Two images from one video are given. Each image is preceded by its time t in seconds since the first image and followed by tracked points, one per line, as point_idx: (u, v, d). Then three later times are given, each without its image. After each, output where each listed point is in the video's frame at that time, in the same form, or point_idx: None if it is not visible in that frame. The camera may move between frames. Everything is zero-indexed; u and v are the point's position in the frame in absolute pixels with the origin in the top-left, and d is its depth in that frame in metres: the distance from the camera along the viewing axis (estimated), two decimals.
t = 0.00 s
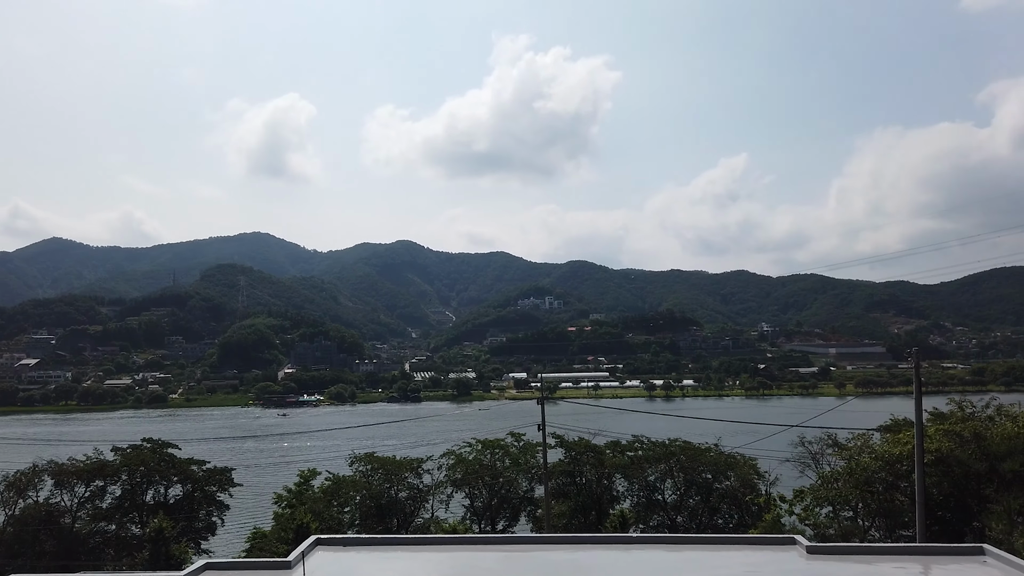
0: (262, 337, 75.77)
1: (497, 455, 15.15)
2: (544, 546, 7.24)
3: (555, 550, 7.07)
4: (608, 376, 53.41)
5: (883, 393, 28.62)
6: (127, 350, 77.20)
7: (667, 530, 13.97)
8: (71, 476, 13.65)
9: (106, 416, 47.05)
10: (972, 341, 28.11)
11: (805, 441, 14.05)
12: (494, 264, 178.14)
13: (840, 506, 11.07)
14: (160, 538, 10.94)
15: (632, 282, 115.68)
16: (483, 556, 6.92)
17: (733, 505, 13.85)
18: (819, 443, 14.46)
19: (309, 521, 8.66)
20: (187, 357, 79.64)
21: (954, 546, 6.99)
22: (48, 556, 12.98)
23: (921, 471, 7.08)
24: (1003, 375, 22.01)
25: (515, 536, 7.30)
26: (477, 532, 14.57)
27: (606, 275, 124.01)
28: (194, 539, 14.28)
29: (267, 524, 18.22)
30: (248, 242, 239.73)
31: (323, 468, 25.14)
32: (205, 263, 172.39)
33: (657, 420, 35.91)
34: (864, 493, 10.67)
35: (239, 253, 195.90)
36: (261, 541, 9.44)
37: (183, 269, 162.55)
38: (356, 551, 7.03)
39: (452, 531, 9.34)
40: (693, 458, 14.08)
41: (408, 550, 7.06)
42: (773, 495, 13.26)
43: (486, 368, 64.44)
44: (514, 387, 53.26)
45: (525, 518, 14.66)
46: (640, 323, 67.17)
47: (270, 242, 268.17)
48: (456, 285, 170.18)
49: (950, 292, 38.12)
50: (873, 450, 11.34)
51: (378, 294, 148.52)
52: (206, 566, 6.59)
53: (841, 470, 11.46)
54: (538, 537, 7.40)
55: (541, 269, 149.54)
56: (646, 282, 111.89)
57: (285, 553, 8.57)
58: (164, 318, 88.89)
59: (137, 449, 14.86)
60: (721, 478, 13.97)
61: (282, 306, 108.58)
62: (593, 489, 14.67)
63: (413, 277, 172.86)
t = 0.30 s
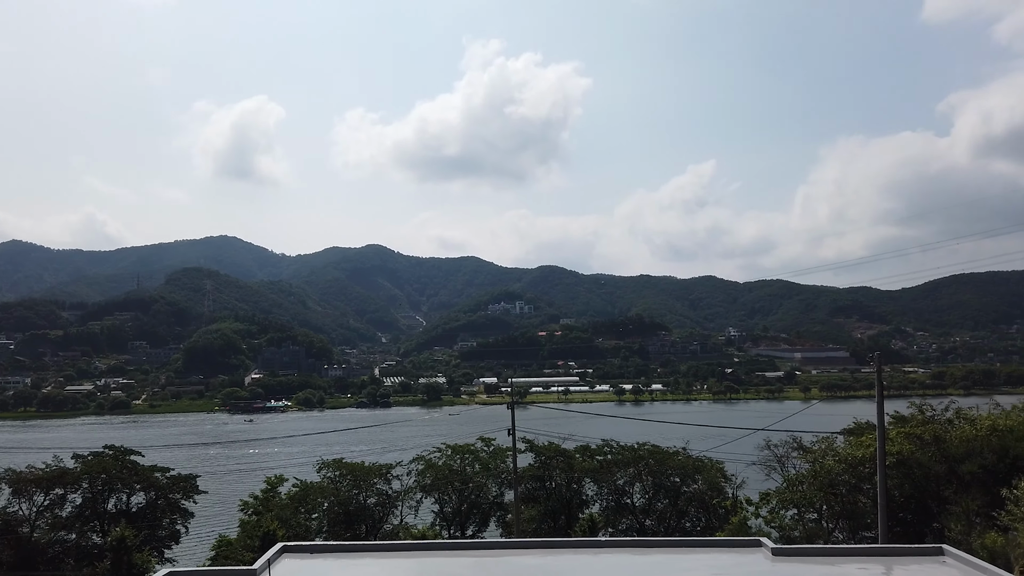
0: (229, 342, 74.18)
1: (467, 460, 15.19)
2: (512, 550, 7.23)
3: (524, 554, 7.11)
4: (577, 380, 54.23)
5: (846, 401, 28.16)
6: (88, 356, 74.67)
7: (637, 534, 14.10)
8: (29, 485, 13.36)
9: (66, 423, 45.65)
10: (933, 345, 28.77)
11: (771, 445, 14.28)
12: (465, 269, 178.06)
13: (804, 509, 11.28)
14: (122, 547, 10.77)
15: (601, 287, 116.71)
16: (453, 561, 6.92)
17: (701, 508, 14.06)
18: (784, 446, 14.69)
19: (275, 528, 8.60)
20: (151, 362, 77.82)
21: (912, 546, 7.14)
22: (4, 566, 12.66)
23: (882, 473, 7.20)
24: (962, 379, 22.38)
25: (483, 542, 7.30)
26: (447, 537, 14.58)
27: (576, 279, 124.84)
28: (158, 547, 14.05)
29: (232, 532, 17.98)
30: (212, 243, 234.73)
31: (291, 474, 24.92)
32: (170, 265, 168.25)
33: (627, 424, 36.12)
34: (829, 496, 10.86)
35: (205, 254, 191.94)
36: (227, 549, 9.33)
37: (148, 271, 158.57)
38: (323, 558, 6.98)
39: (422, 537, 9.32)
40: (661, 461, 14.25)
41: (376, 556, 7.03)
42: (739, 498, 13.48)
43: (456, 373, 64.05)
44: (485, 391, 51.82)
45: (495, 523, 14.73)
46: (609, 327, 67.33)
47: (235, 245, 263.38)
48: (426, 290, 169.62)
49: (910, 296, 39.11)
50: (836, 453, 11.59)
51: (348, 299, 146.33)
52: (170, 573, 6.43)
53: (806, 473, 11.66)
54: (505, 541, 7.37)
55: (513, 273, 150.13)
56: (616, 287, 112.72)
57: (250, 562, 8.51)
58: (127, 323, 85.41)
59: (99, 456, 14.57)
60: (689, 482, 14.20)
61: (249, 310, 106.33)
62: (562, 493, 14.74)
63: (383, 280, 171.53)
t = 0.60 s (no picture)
0: (194, 347, 72.66)
1: (436, 465, 15.23)
2: (476, 556, 7.24)
3: (491, 559, 7.12)
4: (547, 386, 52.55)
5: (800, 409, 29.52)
6: (48, 361, 72.66)
7: (606, 537, 14.20)
8: None
9: (25, 430, 44.44)
10: (894, 349, 29.58)
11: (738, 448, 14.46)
12: (436, 274, 177.55)
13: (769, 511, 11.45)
14: (83, 556, 10.60)
15: (572, 292, 117.40)
16: (420, 568, 6.89)
17: (669, 512, 14.21)
18: (751, 449, 14.88)
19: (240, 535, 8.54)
20: (113, 367, 75.94)
21: (876, 547, 7.25)
22: None
23: (845, 475, 7.30)
24: (922, 383, 22.94)
25: (451, 547, 7.29)
26: (416, 543, 14.56)
27: (546, 284, 125.26)
28: (120, 556, 13.88)
29: (197, 540, 17.77)
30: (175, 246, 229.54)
31: (258, 481, 24.66)
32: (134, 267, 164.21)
33: (598, 429, 36.33)
34: (793, 498, 11.04)
35: (171, 256, 187.77)
36: (193, 557, 9.22)
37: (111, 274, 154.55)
38: (288, 566, 6.90)
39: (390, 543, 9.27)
40: (630, 465, 14.42)
41: (341, 564, 6.94)
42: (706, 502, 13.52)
43: (426, 378, 63.65)
44: (455, 396, 53.12)
45: (465, 528, 14.76)
46: (579, 332, 67.61)
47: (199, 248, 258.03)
48: (396, 294, 168.56)
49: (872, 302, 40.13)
50: (800, 455, 11.78)
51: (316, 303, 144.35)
52: None
53: (771, 476, 11.83)
54: (473, 547, 7.37)
55: (484, 277, 150.23)
56: (586, 294, 113.35)
57: (214, 570, 8.45)
58: (88, 327, 82.77)
59: (60, 463, 14.29)
60: (657, 485, 14.33)
61: (215, 315, 104.36)
62: (531, 498, 14.78)
63: (352, 285, 169.73)
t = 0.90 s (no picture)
0: (159, 351, 70.97)
1: (406, 471, 15.21)
2: (443, 562, 7.21)
3: (459, 565, 7.09)
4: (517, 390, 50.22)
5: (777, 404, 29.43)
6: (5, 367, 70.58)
7: (575, 541, 14.35)
8: None
9: None
10: (858, 354, 31.49)
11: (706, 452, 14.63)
12: (406, 277, 176.47)
13: (736, 514, 11.65)
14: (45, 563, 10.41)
15: (542, 296, 117.78)
16: (388, 574, 6.84)
17: (638, 515, 14.39)
18: (718, 452, 15.09)
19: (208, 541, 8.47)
20: (75, 371, 73.93)
21: (841, 548, 7.39)
22: None
23: (811, 478, 7.40)
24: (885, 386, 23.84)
25: (419, 553, 7.27)
26: (385, 549, 14.52)
27: (518, 289, 125.30)
28: (80, 565, 13.68)
29: (161, 548, 17.55)
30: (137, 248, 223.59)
31: (225, 488, 24.36)
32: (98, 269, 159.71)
33: (569, 434, 36.54)
34: (760, 500, 11.23)
35: (135, 258, 183.12)
36: (158, 566, 9.11)
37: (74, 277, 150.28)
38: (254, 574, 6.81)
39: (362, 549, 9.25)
40: (599, 469, 14.58)
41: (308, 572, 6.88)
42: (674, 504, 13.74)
43: (395, 382, 63.13)
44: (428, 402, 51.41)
45: (435, 534, 14.77)
46: (550, 336, 67.68)
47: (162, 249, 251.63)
48: (366, 298, 166.93)
49: (836, 308, 41.29)
50: (767, 458, 11.97)
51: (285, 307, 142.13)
52: None
53: (738, 479, 11.99)
54: (441, 552, 7.35)
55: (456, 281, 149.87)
56: (556, 299, 113.70)
57: None
58: (49, 331, 80.39)
59: (20, 469, 13.96)
60: (627, 489, 14.50)
61: (181, 319, 102.15)
62: (502, 502, 14.81)
63: (321, 288, 167.30)
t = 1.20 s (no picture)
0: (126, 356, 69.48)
1: (377, 476, 15.13)
2: (410, 568, 7.17)
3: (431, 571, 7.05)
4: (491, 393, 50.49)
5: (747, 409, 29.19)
6: None
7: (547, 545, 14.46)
8: None
9: None
10: (825, 359, 31.60)
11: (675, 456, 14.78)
12: (379, 281, 175.20)
13: (706, 517, 11.86)
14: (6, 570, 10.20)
15: (515, 300, 117.88)
16: None
17: (610, 518, 14.59)
18: (687, 456, 15.28)
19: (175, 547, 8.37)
20: (38, 377, 72.00)
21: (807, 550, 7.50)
22: None
23: (778, 481, 7.49)
24: (850, 391, 24.13)
25: (389, 558, 7.23)
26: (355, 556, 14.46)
27: (491, 293, 125.28)
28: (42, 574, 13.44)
29: (124, 557, 17.26)
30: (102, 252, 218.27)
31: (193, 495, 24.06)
32: (65, 271, 155.69)
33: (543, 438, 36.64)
34: (729, 503, 11.44)
35: (102, 260, 178.80)
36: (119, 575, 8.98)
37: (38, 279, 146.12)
38: None
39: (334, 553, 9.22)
40: (571, 473, 14.70)
41: None
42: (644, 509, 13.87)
43: (366, 387, 62.62)
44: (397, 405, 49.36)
45: (407, 539, 14.77)
46: (522, 342, 67.75)
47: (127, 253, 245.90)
48: (338, 303, 165.29)
49: (803, 313, 41.98)
50: (736, 462, 12.11)
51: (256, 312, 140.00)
52: None
53: (708, 482, 12.13)
54: (411, 558, 7.33)
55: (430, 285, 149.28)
56: (529, 304, 113.89)
57: None
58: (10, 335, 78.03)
59: None
60: (598, 493, 14.66)
61: (148, 324, 100.04)
62: (474, 507, 14.79)
63: (293, 292, 165.30)
